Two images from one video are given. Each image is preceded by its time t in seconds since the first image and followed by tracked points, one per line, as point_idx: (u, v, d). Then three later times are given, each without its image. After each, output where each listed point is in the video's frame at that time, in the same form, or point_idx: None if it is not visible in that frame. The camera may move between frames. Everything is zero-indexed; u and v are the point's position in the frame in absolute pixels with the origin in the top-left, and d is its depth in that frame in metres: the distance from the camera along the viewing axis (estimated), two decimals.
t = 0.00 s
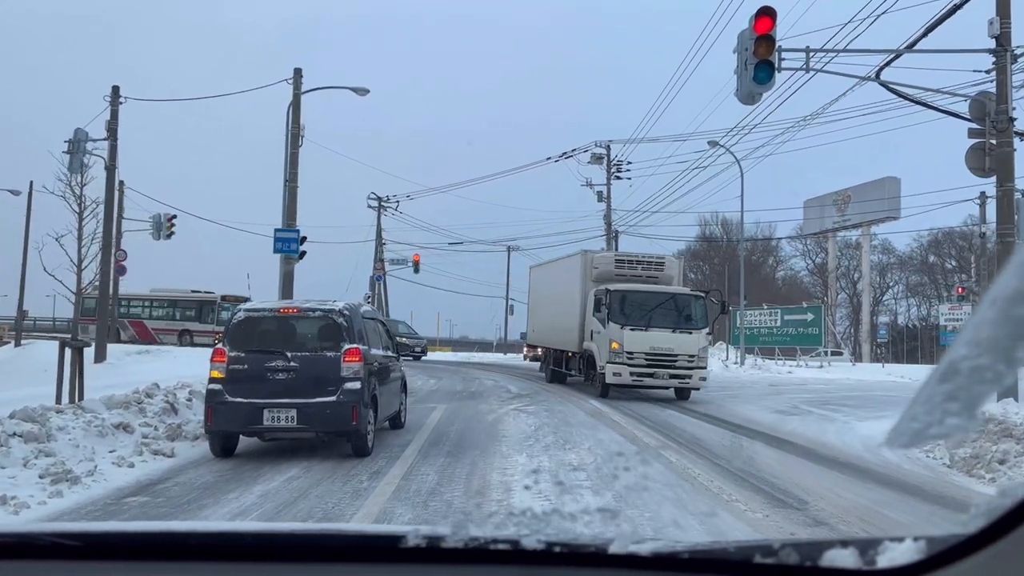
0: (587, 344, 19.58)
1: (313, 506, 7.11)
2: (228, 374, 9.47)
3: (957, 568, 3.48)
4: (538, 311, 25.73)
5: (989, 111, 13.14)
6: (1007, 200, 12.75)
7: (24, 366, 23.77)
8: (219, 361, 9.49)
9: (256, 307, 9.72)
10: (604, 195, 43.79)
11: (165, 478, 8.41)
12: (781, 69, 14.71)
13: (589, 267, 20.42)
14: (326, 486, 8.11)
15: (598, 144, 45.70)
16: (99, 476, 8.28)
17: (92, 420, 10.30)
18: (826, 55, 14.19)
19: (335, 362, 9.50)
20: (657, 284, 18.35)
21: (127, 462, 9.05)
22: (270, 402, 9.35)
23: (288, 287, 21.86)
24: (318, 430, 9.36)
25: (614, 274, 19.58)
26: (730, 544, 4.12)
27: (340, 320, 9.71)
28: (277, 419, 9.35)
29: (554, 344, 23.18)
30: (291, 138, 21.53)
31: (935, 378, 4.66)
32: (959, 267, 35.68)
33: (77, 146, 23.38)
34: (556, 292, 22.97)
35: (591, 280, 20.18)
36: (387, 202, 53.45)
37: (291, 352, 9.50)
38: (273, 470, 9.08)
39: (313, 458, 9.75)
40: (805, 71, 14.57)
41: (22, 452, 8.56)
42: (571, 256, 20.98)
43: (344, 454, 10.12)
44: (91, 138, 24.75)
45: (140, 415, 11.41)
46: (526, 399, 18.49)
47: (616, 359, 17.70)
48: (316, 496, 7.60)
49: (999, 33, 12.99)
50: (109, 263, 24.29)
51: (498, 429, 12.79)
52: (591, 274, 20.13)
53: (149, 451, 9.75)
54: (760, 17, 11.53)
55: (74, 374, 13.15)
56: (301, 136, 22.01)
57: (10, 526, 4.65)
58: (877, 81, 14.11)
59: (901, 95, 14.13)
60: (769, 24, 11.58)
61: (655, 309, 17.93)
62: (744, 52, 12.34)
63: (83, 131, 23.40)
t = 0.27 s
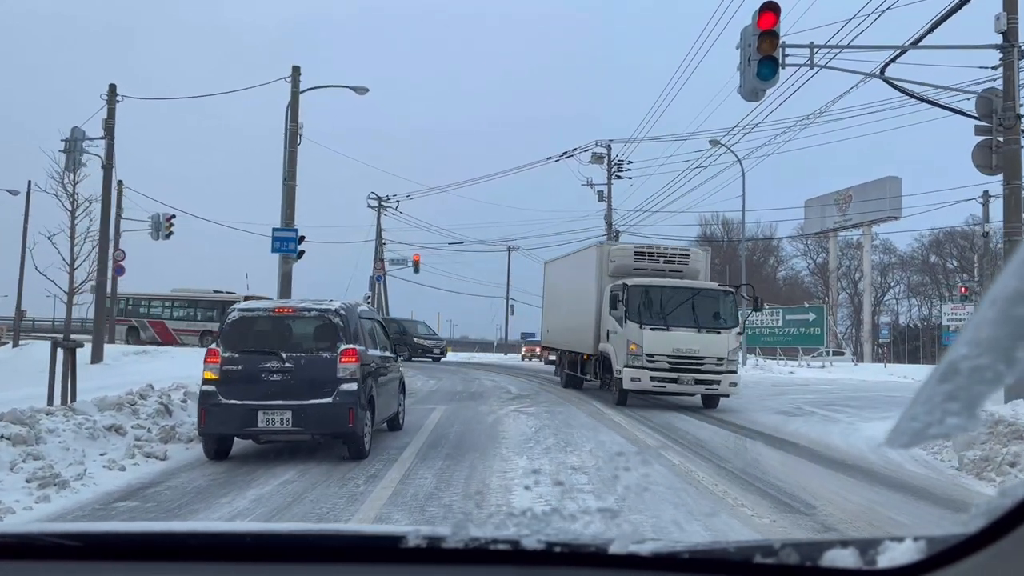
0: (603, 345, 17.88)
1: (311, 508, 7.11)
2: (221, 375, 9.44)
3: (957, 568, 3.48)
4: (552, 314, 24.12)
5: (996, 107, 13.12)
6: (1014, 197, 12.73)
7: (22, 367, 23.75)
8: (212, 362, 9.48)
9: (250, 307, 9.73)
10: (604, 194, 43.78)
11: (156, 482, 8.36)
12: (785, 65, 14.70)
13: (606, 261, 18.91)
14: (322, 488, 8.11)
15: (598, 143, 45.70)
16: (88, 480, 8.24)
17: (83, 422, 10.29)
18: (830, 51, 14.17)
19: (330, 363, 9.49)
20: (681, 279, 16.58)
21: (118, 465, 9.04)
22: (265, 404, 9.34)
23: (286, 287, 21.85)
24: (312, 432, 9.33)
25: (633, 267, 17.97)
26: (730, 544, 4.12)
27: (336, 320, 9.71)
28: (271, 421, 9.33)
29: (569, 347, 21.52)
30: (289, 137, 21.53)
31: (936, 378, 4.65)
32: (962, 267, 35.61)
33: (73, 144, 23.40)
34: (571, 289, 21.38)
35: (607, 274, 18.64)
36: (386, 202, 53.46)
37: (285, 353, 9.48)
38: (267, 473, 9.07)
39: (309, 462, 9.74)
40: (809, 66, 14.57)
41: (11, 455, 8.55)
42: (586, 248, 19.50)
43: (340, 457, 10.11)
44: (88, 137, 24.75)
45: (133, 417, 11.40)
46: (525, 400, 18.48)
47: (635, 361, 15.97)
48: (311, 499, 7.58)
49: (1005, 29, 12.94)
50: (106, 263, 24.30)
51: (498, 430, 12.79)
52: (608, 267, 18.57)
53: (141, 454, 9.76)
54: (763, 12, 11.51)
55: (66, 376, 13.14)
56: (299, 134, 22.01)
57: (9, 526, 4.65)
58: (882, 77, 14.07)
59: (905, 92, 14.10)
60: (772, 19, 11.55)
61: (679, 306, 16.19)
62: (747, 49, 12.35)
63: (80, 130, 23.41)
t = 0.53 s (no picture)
0: (620, 348, 16.11)
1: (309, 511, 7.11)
2: (217, 376, 9.44)
3: (957, 569, 3.48)
4: (565, 307, 22.28)
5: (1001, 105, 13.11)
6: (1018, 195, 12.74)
7: (19, 368, 23.76)
8: (208, 363, 9.48)
9: (247, 307, 9.74)
10: (604, 194, 43.78)
11: (148, 486, 8.35)
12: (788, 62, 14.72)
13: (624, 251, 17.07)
14: (319, 492, 8.12)
15: (599, 143, 45.67)
16: (80, 484, 8.23)
17: (76, 424, 10.29)
18: (834, 48, 14.16)
19: (327, 364, 9.50)
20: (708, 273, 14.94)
21: (110, 468, 9.04)
22: (260, 406, 9.34)
23: (285, 287, 21.86)
24: (308, 434, 9.33)
25: (655, 260, 16.10)
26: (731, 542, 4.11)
27: (333, 320, 9.72)
28: (266, 422, 9.34)
29: (583, 347, 19.72)
30: (287, 136, 21.53)
31: (935, 378, 4.65)
32: (964, 268, 35.61)
33: (71, 144, 23.41)
34: (586, 284, 19.49)
35: (626, 268, 16.72)
36: (386, 202, 53.47)
37: (281, 353, 9.48)
38: (263, 476, 9.07)
39: (305, 464, 9.73)
40: (813, 63, 14.57)
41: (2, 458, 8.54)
42: (603, 238, 17.46)
43: (338, 460, 10.11)
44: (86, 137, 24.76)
45: (127, 419, 11.40)
46: (525, 401, 18.50)
47: (656, 366, 14.32)
48: (307, 502, 7.57)
49: (1010, 25, 12.91)
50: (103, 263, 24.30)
51: (498, 432, 12.81)
52: (627, 260, 16.67)
53: (135, 456, 9.77)
54: (766, 9, 11.48)
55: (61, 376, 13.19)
56: (297, 133, 22.02)
57: (10, 526, 4.65)
58: (885, 75, 14.05)
59: (910, 88, 14.08)
60: (774, 15, 11.50)
61: (706, 304, 14.52)
62: (751, 46, 12.34)
63: (78, 130, 23.43)
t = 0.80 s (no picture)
0: (642, 349, 14.62)
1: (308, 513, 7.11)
2: (214, 377, 9.43)
3: (957, 569, 3.47)
4: (585, 308, 20.80)
5: (1004, 104, 13.10)
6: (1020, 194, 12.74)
7: (18, 368, 23.76)
8: (204, 364, 9.48)
9: (245, 307, 9.73)
10: (605, 195, 43.79)
11: (143, 488, 8.35)
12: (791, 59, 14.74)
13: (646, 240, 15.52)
14: (317, 494, 8.12)
15: (599, 143, 45.67)
16: (74, 486, 8.22)
17: (71, 425, 10.29)
18: (835, 46, 14.15)
19: (325, 364, 9.48)
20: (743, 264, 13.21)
21: (106, 470, 9.04)
22: (258, 407, 9.33)
23: (284, 287, 21.86)
24: (306, 435, 9.32)
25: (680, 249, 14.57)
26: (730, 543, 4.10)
27: (331, 320, 9.71)
28: (264, 423, 9.33)
29: (602, 349, 18.23)
30: (287, 136, 21.54)
31: (936, 378, 4.64)
32: (964, 268, 35.62)
33: (70, 144, 23.43)
34: (607, 279, 18.05)
35: (648, 259, 15.30)
36: (387, 202, 53.49)
37: (278, 354, 9.46)
38: (260, 479, 9.06)
39: (304, 466, 9.73)
40: (815, 62, 14.56)
41: None
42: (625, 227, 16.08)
43: (336, 461, 10.10)
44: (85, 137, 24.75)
45: (123, 420, 11.40)
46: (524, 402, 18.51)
47: (683, 372, 12.58)
48: (304, 505, 7.56)
49: (1013, 23, 12.87)
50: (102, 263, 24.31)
51: (497, 433, 12.81)
52: (649, 250, 15.20)
53: (131, 458, 9.77)
54: (767, 8, 11.49)
55: (56, 377, 13.20)
56: (296, 133, 22.01)
57: (8, 525, 4.65)
58: (887, 74, 14.04)
59: (912, 87, 14.07)
60: (777, 12, 11.49)
61: (740, 299, 12.77)
62: (752, 45, 12.34)
63: (77, 130, 23.43)
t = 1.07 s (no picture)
0: (670, 354, 12.55)
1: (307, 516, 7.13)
2: (212, 378, 9.44)
3: (957, 569, 3.48)
4: (598, 304, 18.76)
5: (1006, 103, 13.10)
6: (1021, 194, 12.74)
7: (17, 369, 23.76)
8: (202, 366, 9.48)
9: (243, 307, 9.73)
10: (606, 195, 43.81)
11: (141, 490, 8.36)
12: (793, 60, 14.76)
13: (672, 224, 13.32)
14: (315, 495, 8.12)
15: (599, 143, 45.68)
16: (70, 488, 8.22)
17: (68, 427, 10.29)
18: (837, 46, 14.16)
19: (324, 365, 9.49)
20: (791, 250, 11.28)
21: (103, 472, 9.04)
22: (257, 408, 9.33)
23: (284, 287, 21.86)
24: (304, 436, 9.32)
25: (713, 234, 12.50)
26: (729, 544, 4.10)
27: (329, 320, 9.71)
28: (262, 424, 9.33)
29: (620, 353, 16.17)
30: (286, 137, 21.54)
31: (937, 378, 4.64)
32: (964, 269, 35.65)
33: (69, 144, 23.43)
34: (626, 273, 15.92)
35: (674, 247, 13.22)
36: (387, 203, 53.51)
37: (277, 355, 9.46)
38: (259, 480, 9.07)
39: (303, 467, 9.73)
40: (817, 61, 14.56)
41: None
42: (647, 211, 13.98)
43: (336, 462, 10.11)
44: (85, 137, 24.75)
45: (121, 421, 11.40)
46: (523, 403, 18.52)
47: (719, 378, 10.55)
48: (302, 507, 7.56)
49: (1016, 22, 12.88)
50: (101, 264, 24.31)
51: (496, 435, 12.82)
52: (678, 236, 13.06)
53: (128, 459, 9.76)
54: (768, 7, 11.50)
55: (54, 377, 13.21)
56: (296, 133, 22.01)
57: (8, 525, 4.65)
58: (889, 73, 14.04)
59: (914, 87, 14.07)
60: (779, 10, 11.50)
61: (786, 293, 10.77)
62: (753, 43, 12.33)
63: (76, 130, 23.43)
